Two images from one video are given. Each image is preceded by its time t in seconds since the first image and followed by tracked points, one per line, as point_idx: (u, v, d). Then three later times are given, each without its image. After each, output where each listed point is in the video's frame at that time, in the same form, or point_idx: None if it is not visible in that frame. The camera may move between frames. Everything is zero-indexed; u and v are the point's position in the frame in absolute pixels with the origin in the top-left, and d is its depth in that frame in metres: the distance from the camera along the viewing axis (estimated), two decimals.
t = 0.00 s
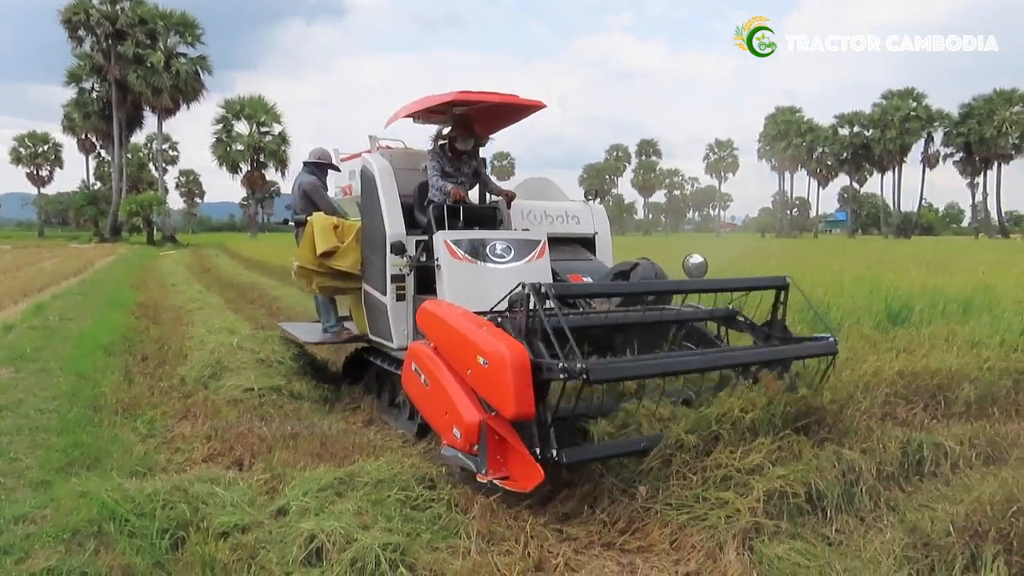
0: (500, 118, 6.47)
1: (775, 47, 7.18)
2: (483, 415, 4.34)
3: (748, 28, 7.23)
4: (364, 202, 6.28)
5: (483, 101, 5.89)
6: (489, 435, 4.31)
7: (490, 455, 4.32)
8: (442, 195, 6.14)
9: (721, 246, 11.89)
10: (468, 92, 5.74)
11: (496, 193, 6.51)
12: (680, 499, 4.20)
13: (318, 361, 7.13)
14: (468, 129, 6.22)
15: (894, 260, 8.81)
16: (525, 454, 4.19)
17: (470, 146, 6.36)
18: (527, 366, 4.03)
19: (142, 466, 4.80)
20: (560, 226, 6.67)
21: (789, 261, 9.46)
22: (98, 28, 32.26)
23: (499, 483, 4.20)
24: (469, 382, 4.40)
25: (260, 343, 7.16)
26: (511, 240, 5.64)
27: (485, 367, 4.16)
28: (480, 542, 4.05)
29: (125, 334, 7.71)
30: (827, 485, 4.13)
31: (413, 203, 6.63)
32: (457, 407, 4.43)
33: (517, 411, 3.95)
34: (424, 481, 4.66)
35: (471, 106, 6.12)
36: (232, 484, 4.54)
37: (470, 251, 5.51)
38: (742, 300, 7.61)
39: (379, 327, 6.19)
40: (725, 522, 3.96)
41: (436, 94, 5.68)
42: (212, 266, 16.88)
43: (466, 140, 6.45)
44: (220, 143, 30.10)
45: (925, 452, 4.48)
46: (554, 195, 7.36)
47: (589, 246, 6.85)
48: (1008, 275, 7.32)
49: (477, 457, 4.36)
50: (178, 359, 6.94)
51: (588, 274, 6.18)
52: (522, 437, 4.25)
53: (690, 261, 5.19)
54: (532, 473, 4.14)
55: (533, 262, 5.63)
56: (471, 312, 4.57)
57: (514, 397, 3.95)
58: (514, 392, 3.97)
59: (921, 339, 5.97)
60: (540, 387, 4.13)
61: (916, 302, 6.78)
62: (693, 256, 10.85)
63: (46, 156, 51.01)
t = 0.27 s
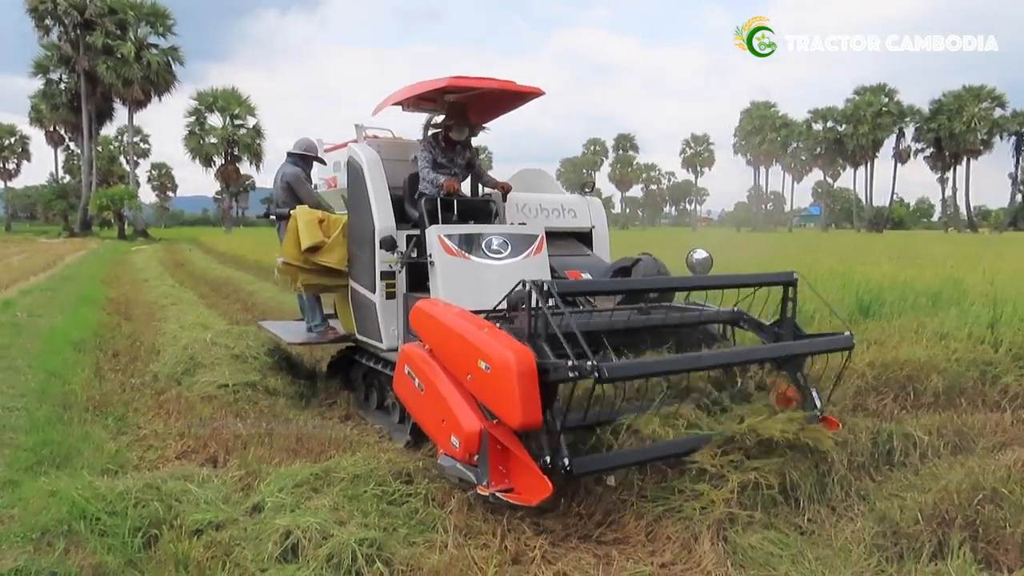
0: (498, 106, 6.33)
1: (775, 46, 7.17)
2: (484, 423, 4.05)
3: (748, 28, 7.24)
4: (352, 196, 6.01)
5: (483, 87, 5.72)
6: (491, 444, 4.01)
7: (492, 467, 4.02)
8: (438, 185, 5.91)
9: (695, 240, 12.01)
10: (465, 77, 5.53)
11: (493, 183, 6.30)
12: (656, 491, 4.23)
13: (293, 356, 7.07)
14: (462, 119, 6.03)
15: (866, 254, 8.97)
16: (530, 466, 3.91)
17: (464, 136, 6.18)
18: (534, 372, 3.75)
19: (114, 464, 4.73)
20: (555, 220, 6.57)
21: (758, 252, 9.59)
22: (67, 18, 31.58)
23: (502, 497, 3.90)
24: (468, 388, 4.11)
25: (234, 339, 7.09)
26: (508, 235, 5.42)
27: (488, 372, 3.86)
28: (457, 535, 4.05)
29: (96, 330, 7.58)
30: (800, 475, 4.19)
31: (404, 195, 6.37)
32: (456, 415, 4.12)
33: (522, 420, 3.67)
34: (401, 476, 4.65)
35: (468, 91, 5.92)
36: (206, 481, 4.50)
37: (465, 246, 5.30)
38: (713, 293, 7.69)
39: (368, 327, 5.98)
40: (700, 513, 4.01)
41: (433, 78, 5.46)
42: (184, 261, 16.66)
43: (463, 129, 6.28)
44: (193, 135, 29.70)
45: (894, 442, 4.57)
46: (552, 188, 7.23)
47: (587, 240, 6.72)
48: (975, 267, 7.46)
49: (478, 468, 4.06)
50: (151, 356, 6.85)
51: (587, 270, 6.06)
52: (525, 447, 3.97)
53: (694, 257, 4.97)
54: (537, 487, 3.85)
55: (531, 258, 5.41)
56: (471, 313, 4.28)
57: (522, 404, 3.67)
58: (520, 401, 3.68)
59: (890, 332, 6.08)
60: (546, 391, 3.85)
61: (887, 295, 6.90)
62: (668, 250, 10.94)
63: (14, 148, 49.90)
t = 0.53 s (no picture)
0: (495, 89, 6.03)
1: (774, 46, 7.25)
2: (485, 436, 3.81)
3: (747, 28, 7.32)
4: (337, 186, 5.73)
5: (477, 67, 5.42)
6: (491, 459, 3.79)
7: (493, 483, 3.78)
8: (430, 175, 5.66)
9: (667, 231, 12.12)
10: (459, 60, 5.30)
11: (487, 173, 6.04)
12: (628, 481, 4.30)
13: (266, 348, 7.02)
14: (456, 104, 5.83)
15: (835, 246, 9.13)
16: (536, 485, 3.67)
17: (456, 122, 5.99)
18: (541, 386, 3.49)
19: (82, 457, 4.66)
20: (550, 211, 6.39)
21: (725, 236, 9.67)
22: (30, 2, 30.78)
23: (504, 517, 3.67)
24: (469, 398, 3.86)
25: (205, 331, 7.01)
26: (504, 226, 5.09)
27: (490, 383, 3.62)
28: (431, 526, 4.07)
29: (62, 323, 7.44)
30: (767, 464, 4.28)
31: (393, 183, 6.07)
32: (455, 427, 3.88)
33: (528, 437, 3.43)
34: (375, 467, 4.64)
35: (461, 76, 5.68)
36: (177, 474, 4.46)
37: (459, 238, 4.95)
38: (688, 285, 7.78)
39: (354, 324, 5.72)
40: (671, 502, 4.09)
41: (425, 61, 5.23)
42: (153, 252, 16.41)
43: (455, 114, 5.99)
44: (163, 124, 29.20)
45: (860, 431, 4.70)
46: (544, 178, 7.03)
47: (581, 232, 6.55)
48: (941, 259, 7.60)
49: (478, 484, 3.83)
50: (120, 348, 6.74)
51: (585, 264, 5.81)
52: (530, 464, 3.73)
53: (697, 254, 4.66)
54: (546, 508, 3.60)
55: (528, 251, 5.10)
56: (471, 317, 4.01)
57: (529, 420, 3.42)
58: (526, 417, 3.43)
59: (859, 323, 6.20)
60: (554, 401, 3.60)
61: (855, 287, 7.03)
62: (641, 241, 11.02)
63: None
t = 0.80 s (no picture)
0: (483, 68, 5.90)
1: (775, 47, 7.20)
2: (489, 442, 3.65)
3: (747, 28, 7.30)
4: (319, 173, 5.56)
5: (468, 45, 5.29)
6: (498, 469, 3.62)
7: (500, 493, 3.62)
8: (422, 160, 5.51)
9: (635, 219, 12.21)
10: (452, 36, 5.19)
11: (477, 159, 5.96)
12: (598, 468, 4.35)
13: (232, 338, 6.93)
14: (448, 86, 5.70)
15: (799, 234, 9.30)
16: (546, 495, 3.50)
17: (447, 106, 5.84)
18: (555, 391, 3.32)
19: (41, 451, 4.55)
20: (542, 198, 6.39)
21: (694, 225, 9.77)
22: None
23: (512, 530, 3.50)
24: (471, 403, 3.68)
25: (169, 322, 6.89)
26: (498, 216, 5.02)
27: (497, 389, 3.44)
28: (400, 514, 4.08)
29: (20, 313, 7.24)
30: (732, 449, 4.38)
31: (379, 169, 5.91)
32: (458, 436, 3.70)
33: (542, 447, 3.26)
34: (344, 457, 4.63)
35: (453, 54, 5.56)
36: (140, 467, 4.38)
37: (453, 230, 4.87)
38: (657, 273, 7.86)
39: (338, 318, 5.53)
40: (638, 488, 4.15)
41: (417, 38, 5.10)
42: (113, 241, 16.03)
43: (445, 96, 5.84)
44: (124, 111, 28.46)
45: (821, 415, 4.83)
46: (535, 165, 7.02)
47: (574, 220, 6.57)
48: (903, 247, 7.75)
49: (483, 493, 3.66)
50: (81, 340, 6.60)
51: (579, 254, 5.84)
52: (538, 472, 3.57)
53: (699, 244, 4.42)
54: (559, 520, 3.44)
55: (524, 242, 5.04)
56: (470, 316, 3.82)
57: (542, 427, 3.25)
58: (540, 425, 3.26)
59: (822, 309, 6.33)
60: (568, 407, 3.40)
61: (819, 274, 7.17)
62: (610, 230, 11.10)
63: None
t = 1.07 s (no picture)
0: (472, 42, 5.78)
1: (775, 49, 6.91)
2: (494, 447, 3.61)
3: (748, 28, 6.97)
4: (301, 160, 5.34)
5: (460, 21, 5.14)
6: (507, 476, 3.58)
7: (508, 500, 3.59)
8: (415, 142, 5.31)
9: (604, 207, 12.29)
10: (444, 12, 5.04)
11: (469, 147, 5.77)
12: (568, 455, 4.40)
13: (198, 328, 6.84)
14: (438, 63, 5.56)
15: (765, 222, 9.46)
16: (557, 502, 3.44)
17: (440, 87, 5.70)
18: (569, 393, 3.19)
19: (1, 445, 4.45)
20: (533, 184, 6.22)
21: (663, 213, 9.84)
22: None
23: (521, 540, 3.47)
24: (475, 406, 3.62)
25: (133, 313, 6.78)
26: (493, 204, 4.79)
27: (504, 392, 3.35)
28: (371, 502, 4.09)
29: None
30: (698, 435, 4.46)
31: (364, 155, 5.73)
32: (466, 444, 3.64)
33: (554, 455, 3.14)
34: (314, 446, 4.61)
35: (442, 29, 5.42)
36: (105, 460, 4.32)
37: (446, 219, 4.64)
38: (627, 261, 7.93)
39: (325, 313, 5.33)
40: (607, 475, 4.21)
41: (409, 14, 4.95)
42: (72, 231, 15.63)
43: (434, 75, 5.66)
44: (83, 97, 27.67)
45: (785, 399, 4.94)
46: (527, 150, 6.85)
47: (567, 208, 6.39)
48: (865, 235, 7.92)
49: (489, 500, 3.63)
50: (42, 331, 6.46)
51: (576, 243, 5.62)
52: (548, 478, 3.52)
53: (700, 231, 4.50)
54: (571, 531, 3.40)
55: (521, 230, 4.81)
56: (471, 314, 3.74)
57: (556, 431, 3.12)
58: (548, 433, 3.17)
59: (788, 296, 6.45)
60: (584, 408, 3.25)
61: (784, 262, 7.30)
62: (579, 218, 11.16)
63: None
